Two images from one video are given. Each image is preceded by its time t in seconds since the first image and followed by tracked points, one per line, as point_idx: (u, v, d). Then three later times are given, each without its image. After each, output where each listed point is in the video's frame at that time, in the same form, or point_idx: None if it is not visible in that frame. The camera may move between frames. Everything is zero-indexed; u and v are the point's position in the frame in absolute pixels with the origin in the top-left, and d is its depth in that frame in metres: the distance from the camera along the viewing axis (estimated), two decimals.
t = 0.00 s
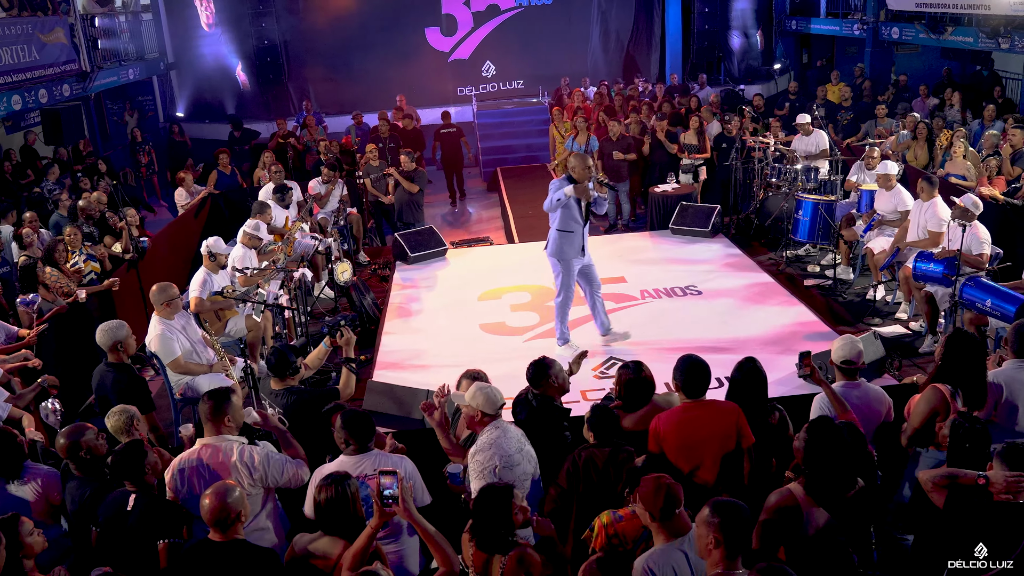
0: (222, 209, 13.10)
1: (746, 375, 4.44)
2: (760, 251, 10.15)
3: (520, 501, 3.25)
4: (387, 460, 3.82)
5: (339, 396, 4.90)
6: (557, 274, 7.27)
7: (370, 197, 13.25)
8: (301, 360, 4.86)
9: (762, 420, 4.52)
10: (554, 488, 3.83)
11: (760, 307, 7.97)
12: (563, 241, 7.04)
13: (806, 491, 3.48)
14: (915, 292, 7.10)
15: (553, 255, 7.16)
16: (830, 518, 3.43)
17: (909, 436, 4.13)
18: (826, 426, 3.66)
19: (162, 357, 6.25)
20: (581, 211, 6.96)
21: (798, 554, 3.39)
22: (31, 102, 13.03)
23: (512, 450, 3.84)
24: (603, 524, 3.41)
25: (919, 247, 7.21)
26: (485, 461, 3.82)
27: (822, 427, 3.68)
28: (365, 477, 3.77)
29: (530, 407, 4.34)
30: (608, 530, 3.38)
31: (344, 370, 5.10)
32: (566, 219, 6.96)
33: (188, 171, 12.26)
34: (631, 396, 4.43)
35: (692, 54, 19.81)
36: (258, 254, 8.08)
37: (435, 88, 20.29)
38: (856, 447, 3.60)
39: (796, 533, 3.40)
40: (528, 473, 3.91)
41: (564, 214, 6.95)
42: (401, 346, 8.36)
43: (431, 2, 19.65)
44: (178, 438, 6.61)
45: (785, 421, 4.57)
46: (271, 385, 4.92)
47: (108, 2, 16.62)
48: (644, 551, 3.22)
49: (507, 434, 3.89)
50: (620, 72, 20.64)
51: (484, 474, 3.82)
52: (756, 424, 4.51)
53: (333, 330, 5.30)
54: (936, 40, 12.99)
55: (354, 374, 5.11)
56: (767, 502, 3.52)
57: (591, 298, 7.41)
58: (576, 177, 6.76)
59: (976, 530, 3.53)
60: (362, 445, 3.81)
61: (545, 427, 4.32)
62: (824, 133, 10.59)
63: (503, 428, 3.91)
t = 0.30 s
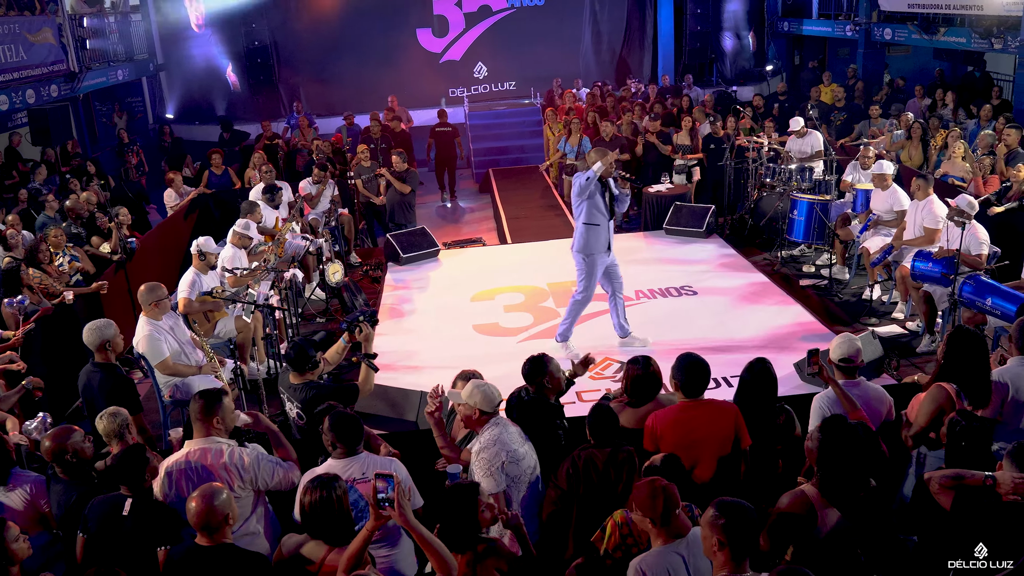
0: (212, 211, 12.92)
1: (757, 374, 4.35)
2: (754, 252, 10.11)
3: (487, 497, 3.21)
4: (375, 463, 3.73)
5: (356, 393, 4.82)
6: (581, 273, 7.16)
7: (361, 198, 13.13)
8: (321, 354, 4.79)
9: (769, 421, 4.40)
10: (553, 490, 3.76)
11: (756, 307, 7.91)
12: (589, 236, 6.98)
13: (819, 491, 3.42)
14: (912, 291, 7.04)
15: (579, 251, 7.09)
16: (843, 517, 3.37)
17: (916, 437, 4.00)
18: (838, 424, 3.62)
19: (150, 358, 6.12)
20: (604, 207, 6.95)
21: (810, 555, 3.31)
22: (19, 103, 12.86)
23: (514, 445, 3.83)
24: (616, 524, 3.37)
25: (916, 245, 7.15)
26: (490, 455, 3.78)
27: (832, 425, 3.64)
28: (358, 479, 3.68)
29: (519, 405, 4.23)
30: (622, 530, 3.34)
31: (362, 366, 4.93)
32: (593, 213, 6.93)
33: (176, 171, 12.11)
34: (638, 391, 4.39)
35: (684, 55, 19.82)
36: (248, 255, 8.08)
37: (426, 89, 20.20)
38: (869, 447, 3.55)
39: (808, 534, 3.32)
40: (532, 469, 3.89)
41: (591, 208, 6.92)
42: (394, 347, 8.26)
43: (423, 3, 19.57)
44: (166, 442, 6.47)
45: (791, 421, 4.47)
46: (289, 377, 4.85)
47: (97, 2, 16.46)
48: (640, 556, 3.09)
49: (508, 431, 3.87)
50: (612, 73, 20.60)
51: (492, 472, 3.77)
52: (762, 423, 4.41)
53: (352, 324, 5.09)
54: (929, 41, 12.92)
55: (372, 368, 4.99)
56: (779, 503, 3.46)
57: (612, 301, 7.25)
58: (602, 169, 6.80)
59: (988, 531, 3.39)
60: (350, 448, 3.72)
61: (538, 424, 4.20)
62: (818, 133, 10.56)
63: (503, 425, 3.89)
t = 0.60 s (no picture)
0: (199, 212, 12.83)
1: (763, 374, 4.34)
2: (746, 252, 10.07)
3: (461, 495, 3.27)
4: (370, 463, 3.62)
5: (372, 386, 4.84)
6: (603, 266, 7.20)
7: (350, 199, 13.02)
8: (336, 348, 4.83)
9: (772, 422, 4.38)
10: (551, 490, 3.72)
11: (749, 307, 7.86)
12: (609, 228, 7.02)
13: (818, 490, 3.37)
14: (906, 290, 6.99)
15: (599, 244, 7.12)
16: (846, 518, 3.32)
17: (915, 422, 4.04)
18: (836, 420, 3.54)
19: (136, 360, 6.00)
20: (622, 198, 6.97)
21: (817, 559, 3.32)
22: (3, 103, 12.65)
23: (509, 447, 3.74)
24: (619, 527, 3.29)
25: (910, 244, 7.11)
26: (490, 459, 3.69)
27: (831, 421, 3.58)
28: (349, 480, 3.57)
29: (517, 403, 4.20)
30: (626, 533, 3.27)
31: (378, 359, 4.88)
32: (611, 204, 6.98)
33: (163, 172, 11.96)
34: (636, 390, 4.34)
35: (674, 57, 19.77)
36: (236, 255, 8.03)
37: (415, 91, 20.09)
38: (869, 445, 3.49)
39: (807, 538, 3.31)
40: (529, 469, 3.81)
41: (610, 199, 6.98)
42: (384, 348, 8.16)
43: (412, 4, 19.48)
44: (152, 446, 6.33)
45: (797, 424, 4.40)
46: (302, 370, 4.87)
47: (83, 2, 16.27)
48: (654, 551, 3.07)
49: (503, 432, 3.78)
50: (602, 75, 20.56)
51: (490, 476, 3.69)
52: (763, 424, 4.39)
53: (365, 319, 5.02)
54: (919, 42, 12.87)
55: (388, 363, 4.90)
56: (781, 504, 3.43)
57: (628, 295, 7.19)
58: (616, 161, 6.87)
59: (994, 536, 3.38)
60: (348, 447, 3.62)
61: (535, 424, 4.16)
62: (810, 134, 10.52)
63: (498, 426, 3.80)
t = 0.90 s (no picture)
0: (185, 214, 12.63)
1: (768, 373, 4.26)
2: (737, 252, 10.04)
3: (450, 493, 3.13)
4: (385, 460, 3.61)
5: (385, 382, 4.83)
6: (620, 269, 7.05)
7: (338, 200, 12.90)
8: (352, 342, 4.81)
9: (768, 421, 4.33)
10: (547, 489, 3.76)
11: (742, 306, 7.81)
12: (628, 229, 6.89)
13: (799, 492, 3.22)
14: (900, 289, 6.96)
15: (617, 247, 6.97)
16: (826, 522, 3.21)
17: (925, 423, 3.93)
18: (818, 421, 3.43)
19: (119, 362, 5.88)
20: (640, 199, 6.90)
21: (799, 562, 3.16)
22: None
23: (504, 449, 3.65)
24: (612, 527, 3.27)
25: (904, 242, 7.09)
26: (485, 464, 3.60)
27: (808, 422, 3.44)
28: (348, 476, 3.54)
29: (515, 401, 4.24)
30: (619, 533, 3.26)
31: (391, 355, 4.82)
32: (628, 206, 6.87)
33: (148, 173, 11.78)
34: (623, 393, 4.30)
35: (662, 58, 19.71)
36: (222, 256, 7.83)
37: (403, 93, 19.97)
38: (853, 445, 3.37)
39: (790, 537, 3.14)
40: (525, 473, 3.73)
41: (625, 201, 6.88)
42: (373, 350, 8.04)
43: (399, 6, 19.38)
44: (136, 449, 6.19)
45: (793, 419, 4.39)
46: (318, 363, 4.88)
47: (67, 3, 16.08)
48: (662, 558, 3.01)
49: (498, 434, 3.69)
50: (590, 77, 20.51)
51: (484, 481, 3.60)
52: (761, 423, 4.35)
53: (379, 315, 4.87)
54: (907, 43, 12.79)
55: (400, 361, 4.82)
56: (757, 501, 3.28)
57: (651, 296, 7.01)
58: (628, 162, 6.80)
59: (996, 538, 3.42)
60: (359, 444, 3.58)
61: (533, 424, 4.19)
62: (799, 134, 10.49)
63: (493, 427, 3.71)
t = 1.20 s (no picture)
0: (172, 218, 12.41)
1: (766, 370, 4.25)
2: (729, 253, 10.01)
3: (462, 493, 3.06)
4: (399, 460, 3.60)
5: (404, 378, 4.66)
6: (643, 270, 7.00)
7: (325, 202, 12.77)
8: (369, 336, 4.62)
9: (763, 426, 4.26)
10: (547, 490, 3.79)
11: (734, 307, 7.76)
12: (655, 230, 6.82)
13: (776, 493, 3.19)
14: (893, 289, 6.92)
15: (641, 248, 6.91)
16: (807, 526, 3.12)
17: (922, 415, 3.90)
18: (798, 418, 3.40)
19: (103, 363, 5.76)
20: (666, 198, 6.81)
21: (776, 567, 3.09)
22: None
23: (489, 457, 3.57)
24: (599, 523, 3.24)
25: (897, 243, 7.07)
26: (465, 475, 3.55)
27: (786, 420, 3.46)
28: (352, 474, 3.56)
29: (518, 403, 4.19)
30: (604, 529, 3.21)
31: (409, 351, 4.78)
32: (654, 205, 6.79)
33: (133, 175, 11.62)
34: (612, 396, 4.20)
35: (651, 61, 19.68)
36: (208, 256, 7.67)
37: (391, 94, 19.85)
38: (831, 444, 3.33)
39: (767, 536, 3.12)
40: (512, 483, 3.65)
41: (650, 201, 6.78)
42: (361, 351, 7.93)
43: (387, 8, 19.27)
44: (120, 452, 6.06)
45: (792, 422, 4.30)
46: (335, 358, 4.69)
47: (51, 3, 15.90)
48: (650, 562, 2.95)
49: (486, 440, 3.62)
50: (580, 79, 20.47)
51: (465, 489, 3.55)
52: (758, 424, 4.28)
53: (397, 310, 4.89)
54: (896, 45, 12.71)
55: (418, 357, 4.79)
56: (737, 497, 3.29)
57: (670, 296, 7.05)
58: (651, 161, 6.71)
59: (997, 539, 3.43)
60: (372, 439, 3.58)
61: (531, 427, 4.18)
62: (789, 134, 10.46)
63: (482, 433, 3.63)
